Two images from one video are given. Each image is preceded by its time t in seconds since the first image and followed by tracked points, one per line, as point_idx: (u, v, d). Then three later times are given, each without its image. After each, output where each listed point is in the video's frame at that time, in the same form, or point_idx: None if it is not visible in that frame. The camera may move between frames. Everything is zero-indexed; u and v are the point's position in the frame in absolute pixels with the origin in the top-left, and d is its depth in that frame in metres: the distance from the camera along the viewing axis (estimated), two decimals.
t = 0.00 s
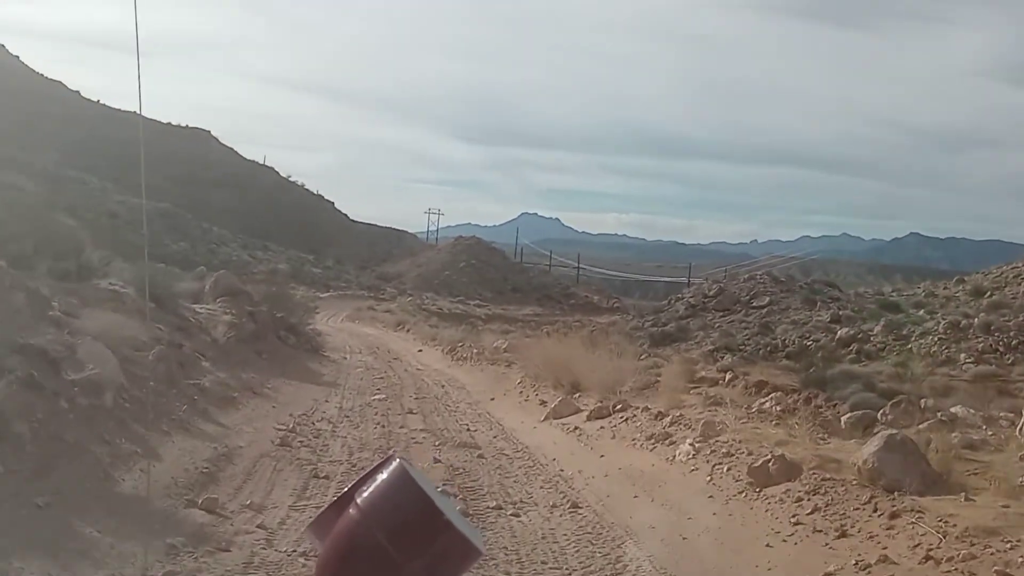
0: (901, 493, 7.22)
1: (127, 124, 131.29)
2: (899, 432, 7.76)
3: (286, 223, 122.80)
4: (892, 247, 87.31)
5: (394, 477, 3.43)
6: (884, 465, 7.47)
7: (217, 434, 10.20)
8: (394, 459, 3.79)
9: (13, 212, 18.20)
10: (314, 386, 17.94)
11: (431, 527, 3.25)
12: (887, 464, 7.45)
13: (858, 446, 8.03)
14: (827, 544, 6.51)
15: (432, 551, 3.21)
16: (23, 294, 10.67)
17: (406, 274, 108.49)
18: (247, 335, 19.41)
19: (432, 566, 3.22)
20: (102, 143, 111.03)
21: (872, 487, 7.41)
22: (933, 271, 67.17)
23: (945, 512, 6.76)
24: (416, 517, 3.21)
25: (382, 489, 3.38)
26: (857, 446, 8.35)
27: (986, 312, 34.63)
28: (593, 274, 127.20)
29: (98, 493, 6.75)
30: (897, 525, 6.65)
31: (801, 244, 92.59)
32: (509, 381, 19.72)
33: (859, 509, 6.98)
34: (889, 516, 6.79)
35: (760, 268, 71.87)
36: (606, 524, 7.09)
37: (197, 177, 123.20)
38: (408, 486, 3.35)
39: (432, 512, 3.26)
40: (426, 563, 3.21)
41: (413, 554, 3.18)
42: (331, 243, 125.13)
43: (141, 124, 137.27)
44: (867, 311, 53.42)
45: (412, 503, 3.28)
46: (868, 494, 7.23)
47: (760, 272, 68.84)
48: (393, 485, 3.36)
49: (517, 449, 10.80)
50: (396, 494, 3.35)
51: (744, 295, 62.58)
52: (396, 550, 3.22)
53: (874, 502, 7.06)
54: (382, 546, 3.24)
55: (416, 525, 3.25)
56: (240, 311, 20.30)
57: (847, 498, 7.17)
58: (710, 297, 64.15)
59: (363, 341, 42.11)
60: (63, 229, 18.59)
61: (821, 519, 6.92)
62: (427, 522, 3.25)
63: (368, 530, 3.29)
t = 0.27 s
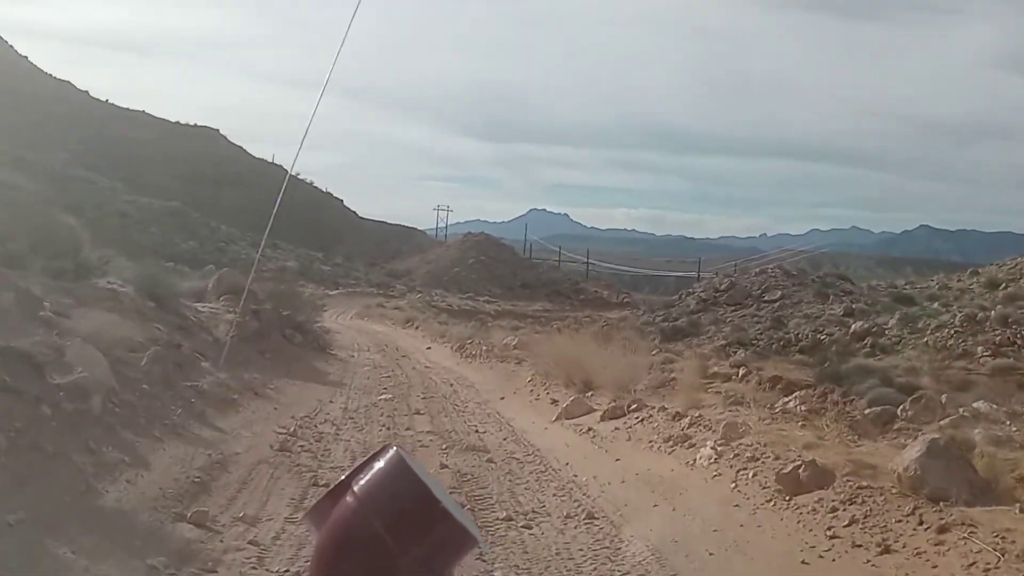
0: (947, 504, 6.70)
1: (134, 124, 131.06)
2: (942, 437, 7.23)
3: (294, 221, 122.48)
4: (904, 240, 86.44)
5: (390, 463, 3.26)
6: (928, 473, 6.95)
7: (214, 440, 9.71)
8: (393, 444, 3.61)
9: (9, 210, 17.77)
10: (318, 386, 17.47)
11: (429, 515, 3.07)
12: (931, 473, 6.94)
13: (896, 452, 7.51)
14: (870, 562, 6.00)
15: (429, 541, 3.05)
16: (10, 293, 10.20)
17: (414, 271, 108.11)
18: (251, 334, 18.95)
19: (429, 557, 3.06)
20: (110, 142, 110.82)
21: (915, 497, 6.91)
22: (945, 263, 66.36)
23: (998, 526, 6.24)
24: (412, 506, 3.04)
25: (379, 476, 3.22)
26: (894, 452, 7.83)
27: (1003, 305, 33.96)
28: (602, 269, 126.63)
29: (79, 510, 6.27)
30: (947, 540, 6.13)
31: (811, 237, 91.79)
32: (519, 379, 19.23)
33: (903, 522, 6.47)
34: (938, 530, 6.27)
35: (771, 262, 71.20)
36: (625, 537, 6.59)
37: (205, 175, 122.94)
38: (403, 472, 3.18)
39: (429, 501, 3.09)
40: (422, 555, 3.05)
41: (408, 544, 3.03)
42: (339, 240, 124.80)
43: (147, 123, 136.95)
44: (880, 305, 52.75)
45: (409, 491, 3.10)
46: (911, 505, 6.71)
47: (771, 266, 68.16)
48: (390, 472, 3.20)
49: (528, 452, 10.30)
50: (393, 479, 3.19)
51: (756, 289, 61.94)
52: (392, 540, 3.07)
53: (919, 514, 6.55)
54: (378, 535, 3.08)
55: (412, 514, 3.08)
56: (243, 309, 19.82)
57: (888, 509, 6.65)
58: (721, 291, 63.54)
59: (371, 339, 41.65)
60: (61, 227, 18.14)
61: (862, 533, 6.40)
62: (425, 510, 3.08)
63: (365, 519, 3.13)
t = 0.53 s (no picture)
0: (1007, 524, 6.17)
1: (141, 124, 130.77)
2: (997, 450, 6.69)
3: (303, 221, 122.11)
4: (916, 236, 85.56)
5: (391, 460, 3.66)
6: (985, 489, 6.41)
7: (211, 450, 9.21)
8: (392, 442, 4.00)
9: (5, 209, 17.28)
10: (323, 389, 16.98)
11: (426, 509, 3.49)
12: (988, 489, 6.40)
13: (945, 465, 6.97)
14: None
15: (427, 533, 3.47)
16: None
17: (423, 270, 107.66)
18: (255, 336, 18.47)
19: (425, 550, 3.48)
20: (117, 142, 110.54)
21: (969, 516, 6.38)
22: (959, 260, 65.54)
23: None
24: (412, 502, 3.45)
25: (380, 471, 3.62)
26: (941, 464, 7.28)
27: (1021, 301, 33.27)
28: (611, 267, 126.02)
29: (59, 533, 5.80)
30: (1013, 566, 5.59)
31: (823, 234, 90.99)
32: (530, 381, 18.72)
33: (961, 545, 5.93)
34: (1002, 556, 5.74)
35: (782, 259, 70.50)
36: (651, 561, 6.08)
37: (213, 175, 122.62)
38: (402, 470, 3.57)
39: (427, 498, 3.49)
40: (419, 546, 3.47)
41: (408, 536, 3.44)
42: (348, 239, 124.42)
43: (154, 123, 136.60)
44: (894, 301, 52.06)
45: (408, 487, 3.50)
46: (968, 525, 6.17)
47: (783, 263, 67.48)
48: (391, 469, 3.60)
49: (542, 461, 9.77)
50: (395, 475, 3.58)
51: (768, 286, 61.29)
52: (392, 531, 3.47)
53: (978, 536, 6.01)
54: (380, 529, 3.49)
55: (411, 510, 3.49)
56: (247, 310, 19.34)
57: (943, 530, 6.12)
58: (732, 289, 62.86)
59: (379, 339, 41.13)
60: (59, 226, 17.64)
61: (915, 557, 5.87)
62: (423, 506, 3.49)
63: (367, 515, 3.52)
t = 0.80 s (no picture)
0: None
1: (151, 125, 130.82)
2: None
3: (313, 222, 121.81)
4: (930, 235, 84.68)
5: (396, 466, 3.81)
6: None
7: (207, 459, 8.68)
8: (395, 451, 4.17)
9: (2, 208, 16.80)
10: (330, 392, 16.48)
11: (430, 514, 3.63)
12: None
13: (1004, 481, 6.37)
14: None
15: (430, 536, 3.60)
16: None
17: (433, 270, 107.23)
18: (261, 338, 17.99)
19: (429, 553, 3.61)
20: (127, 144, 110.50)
21: None
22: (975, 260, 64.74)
23: None
24: (415, 507, 3.59)
25: (384, 478, 3.76)
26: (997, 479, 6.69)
27: None
28: (623, 267, 125.39)
29: (30, 558, 5.27)
30: None
31: (835, 233, 90.16)
32: (542, 383, 18.19)
33: None
34: None
35: (796, 258, 69.78)
36: None
37: (223, 176, 122.38)
38: (407, 474, 3.73)
39: (430, 504, 3.64)
40: (423, 549, 3.60)
41: (412, 539, 3.56)
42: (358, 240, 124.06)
43: (164, 124, 136.58)
44: (910, 300, 51.34)
45: (411, 493, 3.66)
46: None
47: (797, 262, 66.79)
48: (394, 473, 3.75)
49: (558, 470, 9.21)
50: (400, 480, 3.73)
51: (781, 285, 60.63)
52: (397, 536, 3.59)
53: None
54: (384, 533, 3.61)
55: (415, 514, 3.63)
56: (252, 311, 18.84)
57: (1009, 555, 5.52)
58: (746, 289, 62.22)
59: (388, 340, 40.69)
60: (57, 225, 17.15)
61: None
62: (426, 510, 3.63)
63: (372, 520, 3.65)
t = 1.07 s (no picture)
0: None
1: (158, 124, 130.48)
2: None
3: (320, 221, 121.45)
4: (941, 234, 83.97)
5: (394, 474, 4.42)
6: None
7: (198, 472, 8.13)
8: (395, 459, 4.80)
9: None
10: (333, 396, 15.95)
11: (427, 519, 4.26)
12: None
13: None
14: None
15: (428, 537, 4.25)
16: None
17: (440, 270, 106.81)
18: (262, 339, 17.47)
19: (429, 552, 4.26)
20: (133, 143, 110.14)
21: None
22: (987, 259, 64.05)
23: None
24: (416, 511, 4.25)
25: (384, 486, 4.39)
26: None
27: None
28: (630, 266, 124.89)
29: None
30: None
31: (845, 233, 89.46)
32: (552, 387, 17.64)
33: None
34: None
35: (806, 256, 69.14)
36: None
37: (229, 175, 121.99)
38: (405, 482, 4.35)
39: (430, 509, 4.29)
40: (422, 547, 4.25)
41: (414, 540, 4.24)
42: (365, 239, 123.68)
43: (171, 123, 136.19)
44: (923, 300, 50.72)
45: (412, 501, 4.31)
46: None
47: (807, 260, 66.10)
48: (394, 482, 4.36)
49: (572, 484, 8.66)
50: (399, 489, 4.36)
51: (792, 285, 60.01)
52: (400, 537, 4.26)
53: None
54: (390, 535, 4.28)
55: (418, 516, 4.28)
56: (254, 312, 18.31)
57: None
58: (756, 288, 61.66)
59: (395, 340, 40.13)
60: (52, 222, 16.63)
61: None
62: (423, 515, 4.27)
63: (375, 523, 4.33)
